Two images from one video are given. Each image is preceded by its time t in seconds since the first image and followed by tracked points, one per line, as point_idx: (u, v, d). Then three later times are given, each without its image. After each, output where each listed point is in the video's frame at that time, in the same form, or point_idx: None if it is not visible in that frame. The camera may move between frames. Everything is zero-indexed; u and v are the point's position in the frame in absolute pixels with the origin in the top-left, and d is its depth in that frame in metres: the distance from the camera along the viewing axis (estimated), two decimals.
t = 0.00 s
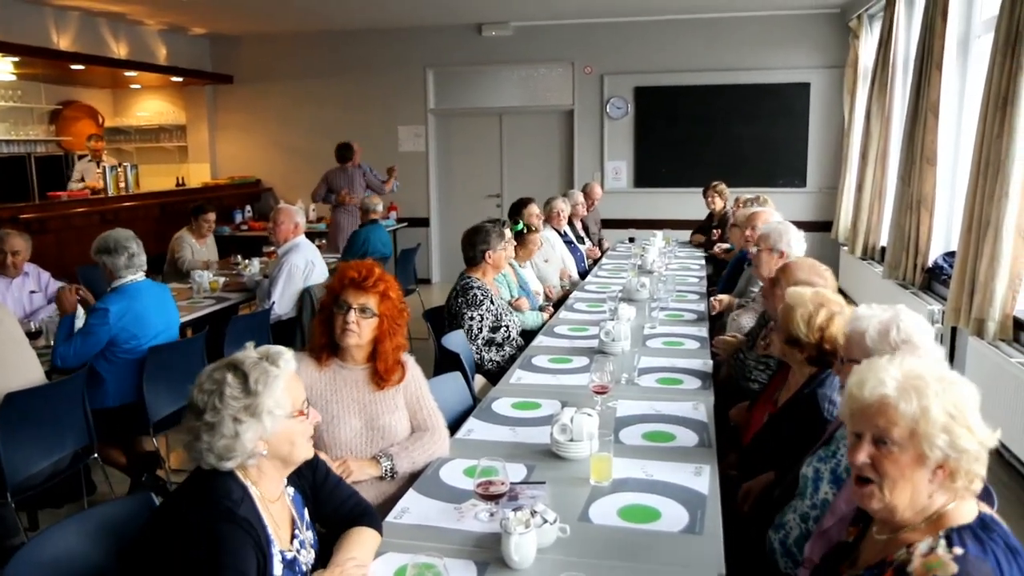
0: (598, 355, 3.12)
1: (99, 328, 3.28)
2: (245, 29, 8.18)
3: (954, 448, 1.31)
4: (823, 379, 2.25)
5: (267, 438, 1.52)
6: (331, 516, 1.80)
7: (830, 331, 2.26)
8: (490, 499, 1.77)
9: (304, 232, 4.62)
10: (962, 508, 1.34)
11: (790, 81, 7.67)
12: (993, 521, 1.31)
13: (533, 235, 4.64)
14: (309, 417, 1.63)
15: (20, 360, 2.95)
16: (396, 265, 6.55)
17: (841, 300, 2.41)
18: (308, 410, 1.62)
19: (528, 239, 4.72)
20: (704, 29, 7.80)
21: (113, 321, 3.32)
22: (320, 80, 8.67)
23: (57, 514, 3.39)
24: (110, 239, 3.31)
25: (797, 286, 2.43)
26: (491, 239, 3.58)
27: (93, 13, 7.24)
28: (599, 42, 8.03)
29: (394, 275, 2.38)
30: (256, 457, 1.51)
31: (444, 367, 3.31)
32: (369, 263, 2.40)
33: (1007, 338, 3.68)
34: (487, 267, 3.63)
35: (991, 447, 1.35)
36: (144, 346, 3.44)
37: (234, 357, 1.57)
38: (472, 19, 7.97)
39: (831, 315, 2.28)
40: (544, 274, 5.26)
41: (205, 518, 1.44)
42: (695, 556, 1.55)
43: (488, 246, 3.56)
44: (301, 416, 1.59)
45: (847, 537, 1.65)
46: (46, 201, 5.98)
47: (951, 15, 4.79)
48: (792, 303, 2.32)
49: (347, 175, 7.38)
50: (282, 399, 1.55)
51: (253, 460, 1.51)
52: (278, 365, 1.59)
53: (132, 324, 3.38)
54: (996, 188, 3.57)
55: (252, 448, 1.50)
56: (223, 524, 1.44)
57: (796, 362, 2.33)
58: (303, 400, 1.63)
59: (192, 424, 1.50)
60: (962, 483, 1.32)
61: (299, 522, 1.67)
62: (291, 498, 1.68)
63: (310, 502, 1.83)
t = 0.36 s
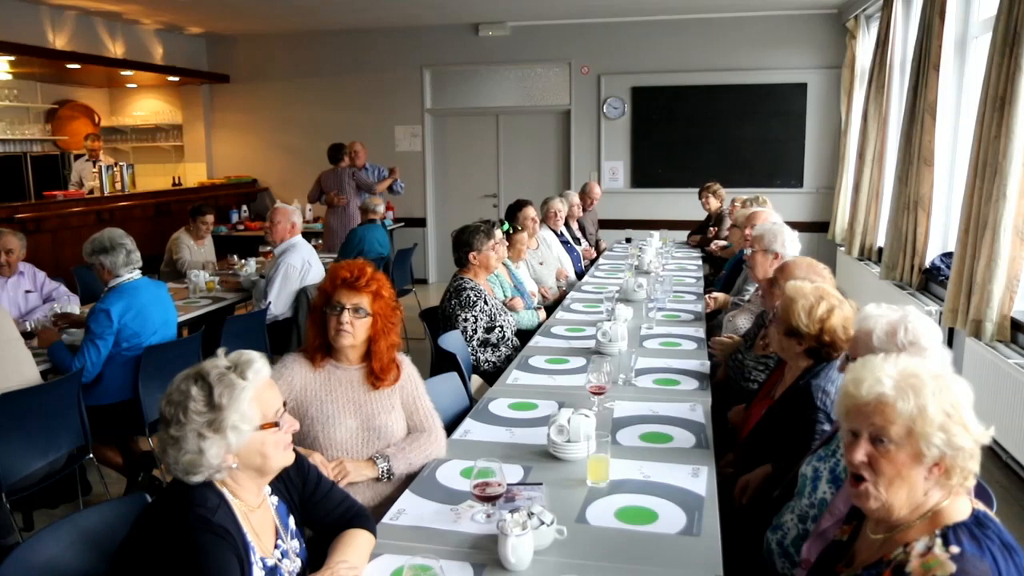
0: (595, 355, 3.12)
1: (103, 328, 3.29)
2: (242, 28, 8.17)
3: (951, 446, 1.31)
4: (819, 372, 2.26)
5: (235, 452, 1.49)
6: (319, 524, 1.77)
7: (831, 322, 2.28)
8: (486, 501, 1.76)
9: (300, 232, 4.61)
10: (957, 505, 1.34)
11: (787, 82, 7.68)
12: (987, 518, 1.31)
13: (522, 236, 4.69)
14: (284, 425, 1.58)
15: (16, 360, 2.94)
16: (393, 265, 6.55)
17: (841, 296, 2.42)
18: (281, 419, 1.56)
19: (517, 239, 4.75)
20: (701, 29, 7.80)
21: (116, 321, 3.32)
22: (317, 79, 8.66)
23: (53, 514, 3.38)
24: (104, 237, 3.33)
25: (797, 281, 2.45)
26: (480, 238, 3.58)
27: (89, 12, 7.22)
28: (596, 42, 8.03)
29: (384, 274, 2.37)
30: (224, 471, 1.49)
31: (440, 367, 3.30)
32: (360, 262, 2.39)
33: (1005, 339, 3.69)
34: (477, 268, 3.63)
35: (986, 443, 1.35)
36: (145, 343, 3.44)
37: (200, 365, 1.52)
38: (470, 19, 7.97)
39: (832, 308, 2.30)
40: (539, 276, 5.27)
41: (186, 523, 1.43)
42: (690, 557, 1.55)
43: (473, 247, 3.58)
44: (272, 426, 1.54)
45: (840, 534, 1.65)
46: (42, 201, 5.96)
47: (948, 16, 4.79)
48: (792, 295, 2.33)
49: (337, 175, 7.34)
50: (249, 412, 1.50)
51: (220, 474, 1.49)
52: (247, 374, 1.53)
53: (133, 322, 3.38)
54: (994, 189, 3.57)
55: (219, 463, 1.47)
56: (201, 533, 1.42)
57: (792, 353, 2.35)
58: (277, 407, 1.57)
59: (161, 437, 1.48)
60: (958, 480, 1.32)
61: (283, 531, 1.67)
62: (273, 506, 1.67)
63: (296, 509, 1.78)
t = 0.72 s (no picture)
0: (594, 352, 3.11)
1: (100, 326, 3.28)
2: (240, 24, 8.15)
3: (1013, 478, 1.24)
4: (802, 341, 2.39)
5: (197, 465, 1.45)
6: (315, 532, 1.75)
7: (812, 294, 2.40)
8: (484, 498, 1.76)
9: (298, 228, 4.59)
10: (1003, 535, 1.30)
11: (787, 79, 7.67)
12: None
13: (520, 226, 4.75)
14: (252, 436, 1.52)
15: (13, 356, 2.93)
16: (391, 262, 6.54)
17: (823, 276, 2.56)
18: (246, 431, 1.50)
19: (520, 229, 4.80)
20: (701, 26, 7.79)
21: (112, 318, 3.32)
22: (315, 76, 8.64)
23: (51, 510, 3.37)
24: (99, 234, 3.33)
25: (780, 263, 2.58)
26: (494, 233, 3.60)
27: (87, 8, 7.20)
28: (596, 39, 8.01)
29: (363, 266, 2.35)
30: (186, 484, 1.45)
31: (439, 364, 3.29)
32: (337, 258, 2.37)
33: (1004, 338, 3.68)
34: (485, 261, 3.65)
35: None
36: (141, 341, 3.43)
37: (160, 378, 1.48)
38: (469, 16, 7.95)
39: (813, 281, 2.43)
40: (540, 267, 5.29)
41: (156, 531, 1.39)
42: (683, 554, 1.55)
43: (484, 241, 3.61)
44: (235, 440, 1.48)
45: (862, 546, 1.64)
46: (40, 197, 5.95)
47: (948, 14, 4.79)
48: (777, 271, 2.47)
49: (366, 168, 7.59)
50: (207, 426, 1.44)
51: (182, 487, 1.45)
52: (206, 386, 1.47)
53: (129, 319, 3.37)
54: (994, 187, 3.57)
55: (179, 478, 1.43)
56: (169, 537, 1.39)
57: (774, 326, 2.45)
58: (243, 420, 1.51)
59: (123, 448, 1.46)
60: (1010, 511, 1.26)
61: (266, 544, 1.62)
62: (258, 517, 1.64)
63: (284, 518, 1.75)
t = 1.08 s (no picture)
0: (595, 350, 3.11)
1: (93, 319, 3.29)
2: (244, 20, 8.15)
3: None
4: (792, 331, 2.41)
5: (168, 474, 1.44)
6: (315, 530, 1.76)
7: (804, 287, 2.41)
8: (484, 494, 1.76)
9: (299, 224, 4.59)
10: None
11: (790, 78, 7.65)
12: None
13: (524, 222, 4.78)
14: (223, 439, 1.49)
15: (14, 351, 2.93)
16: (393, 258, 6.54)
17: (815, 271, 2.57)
18: (212, 438, 1.47)
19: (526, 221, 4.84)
20: (705, 24, 7.78)
21: (106, 313, 3.32)
22: (318, 71, 8.64)
23: (52, 504, 3.37)
24: (95, 230, 3.34)
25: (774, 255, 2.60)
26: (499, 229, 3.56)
27: (90, 3, 7.20)
28: (599, 37, 8.00)
29: (349, 259, 2.35)
30: (160, 490, 1.45)
31: (440, 360, 3.29)
32: (325, 253, 2.37)
33: (1006, 338, 3.68)
34: (493, 257, 3.63)
35: None
36: (137, 338, 3.41)
37: (121, 390, 1.45)
38: (472, 12, 7.94)
39: (805, 275, 2.44)
40: (547, 258, 5.30)
41: (134, 533, 1.40)
42: (680, 553, 1.55)
43: (490, 237, 3.56)
44: (203, 447, 1.45)
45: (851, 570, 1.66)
46: (43, 192, 5.96)
47: (952, 13, 4.78)
48: (770, 263, 2.48)
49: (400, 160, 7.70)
50: (170, 436, 1.42)
51: (156, 493, 1.44)
52: (166, 395, 1.44)
53: (124, 315, 3.36)
54: (997, 187, 3.56)
55: (150, 488, 1.43)
56: (150, 538, 1.39)
57: (766, 315, 2.47)
58: (210, 425, 1.47)
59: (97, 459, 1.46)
60: None
61: (258, 544, 1.62)
62: (251, 519, 1.64)
63: (273, 516, 1.73)
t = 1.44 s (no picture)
0: (600, 344, 3.11)
1: (97, 318, 3.29)
2: (247, 18, 8.15)
3: None
4: (805, 330, 2.40)
5: (184, 459, 1.45)
6: (319, 519, 1.76)
7: (816, 283, 2.40)
8: (489, 488, 1.77)
9: (302, 222, 4.59)
10: None
11: (796, 70, 7.62)
12: None
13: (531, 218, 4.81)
14: (238, 423, 1.50)
15: (22, 349, 2.95)
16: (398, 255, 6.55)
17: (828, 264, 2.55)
18: (227, 422, 1.48)
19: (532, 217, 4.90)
20: (709, 18, 7.75)
21: (110, 311, 3.32)
22: (322, 69, 8.64)
23: (60, 501, 3.39)
24: (100, 229, 3.35)
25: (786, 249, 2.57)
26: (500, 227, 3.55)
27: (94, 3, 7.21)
28: (602, 32, 7.99)
29: (370, 257, 2.35)
30: (176, 476, 1.45)
31: (446, 356, 3.29)
32: (345, 248, 2.37)
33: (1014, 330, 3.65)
34: (494, 254, 3.62)
35: None
36: (143, 336, 3.43)
37: (138, 377, 1.47)
38: (475, 8, 7.92)
39: (818, 270, 2.42)
40: (550, 257, 5.34)
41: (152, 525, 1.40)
42: (687, 544, 1.54)
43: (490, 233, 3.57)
44: (217, 431, 1.46)
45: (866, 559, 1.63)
46: (49, 191, 5.98)
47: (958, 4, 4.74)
48: (781, 259, 2.46)
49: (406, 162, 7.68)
50: (186, 420, 1.43)
51: (173, 480, 1.45)
52: (180, 380, 1.45)
53: (128, 313, 3.37)
54: (1004, 178, 3.53)
55: (167, 473, 1.44)
56: (167, 528, 1.40)
57: (778, 313, 2.46)
58: (224, 409, 1.49)
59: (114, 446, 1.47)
60: None
61: (267, 532, 1.63)
62: (259, 505, 1.65)
63: (283, 508, 1.75)
